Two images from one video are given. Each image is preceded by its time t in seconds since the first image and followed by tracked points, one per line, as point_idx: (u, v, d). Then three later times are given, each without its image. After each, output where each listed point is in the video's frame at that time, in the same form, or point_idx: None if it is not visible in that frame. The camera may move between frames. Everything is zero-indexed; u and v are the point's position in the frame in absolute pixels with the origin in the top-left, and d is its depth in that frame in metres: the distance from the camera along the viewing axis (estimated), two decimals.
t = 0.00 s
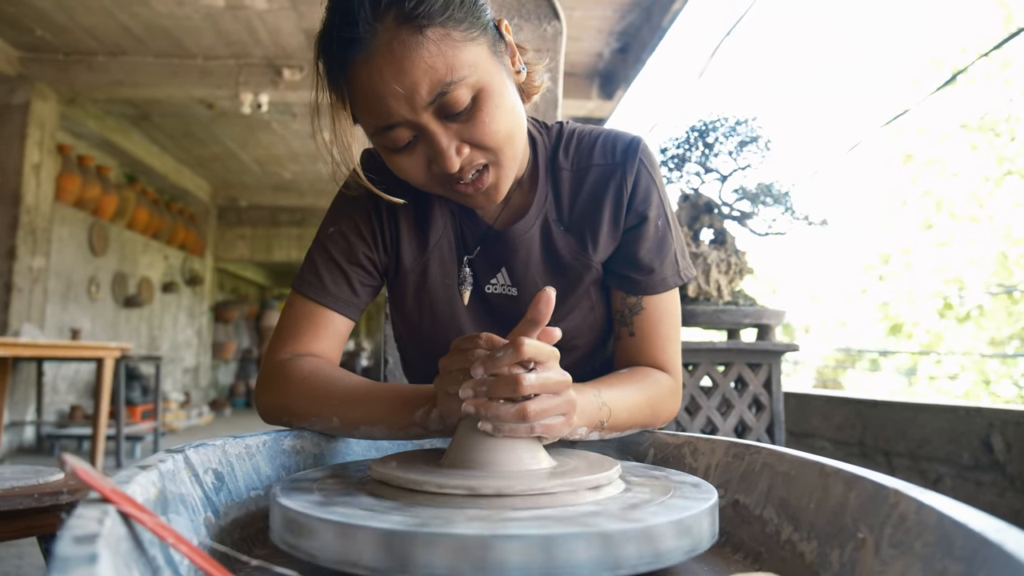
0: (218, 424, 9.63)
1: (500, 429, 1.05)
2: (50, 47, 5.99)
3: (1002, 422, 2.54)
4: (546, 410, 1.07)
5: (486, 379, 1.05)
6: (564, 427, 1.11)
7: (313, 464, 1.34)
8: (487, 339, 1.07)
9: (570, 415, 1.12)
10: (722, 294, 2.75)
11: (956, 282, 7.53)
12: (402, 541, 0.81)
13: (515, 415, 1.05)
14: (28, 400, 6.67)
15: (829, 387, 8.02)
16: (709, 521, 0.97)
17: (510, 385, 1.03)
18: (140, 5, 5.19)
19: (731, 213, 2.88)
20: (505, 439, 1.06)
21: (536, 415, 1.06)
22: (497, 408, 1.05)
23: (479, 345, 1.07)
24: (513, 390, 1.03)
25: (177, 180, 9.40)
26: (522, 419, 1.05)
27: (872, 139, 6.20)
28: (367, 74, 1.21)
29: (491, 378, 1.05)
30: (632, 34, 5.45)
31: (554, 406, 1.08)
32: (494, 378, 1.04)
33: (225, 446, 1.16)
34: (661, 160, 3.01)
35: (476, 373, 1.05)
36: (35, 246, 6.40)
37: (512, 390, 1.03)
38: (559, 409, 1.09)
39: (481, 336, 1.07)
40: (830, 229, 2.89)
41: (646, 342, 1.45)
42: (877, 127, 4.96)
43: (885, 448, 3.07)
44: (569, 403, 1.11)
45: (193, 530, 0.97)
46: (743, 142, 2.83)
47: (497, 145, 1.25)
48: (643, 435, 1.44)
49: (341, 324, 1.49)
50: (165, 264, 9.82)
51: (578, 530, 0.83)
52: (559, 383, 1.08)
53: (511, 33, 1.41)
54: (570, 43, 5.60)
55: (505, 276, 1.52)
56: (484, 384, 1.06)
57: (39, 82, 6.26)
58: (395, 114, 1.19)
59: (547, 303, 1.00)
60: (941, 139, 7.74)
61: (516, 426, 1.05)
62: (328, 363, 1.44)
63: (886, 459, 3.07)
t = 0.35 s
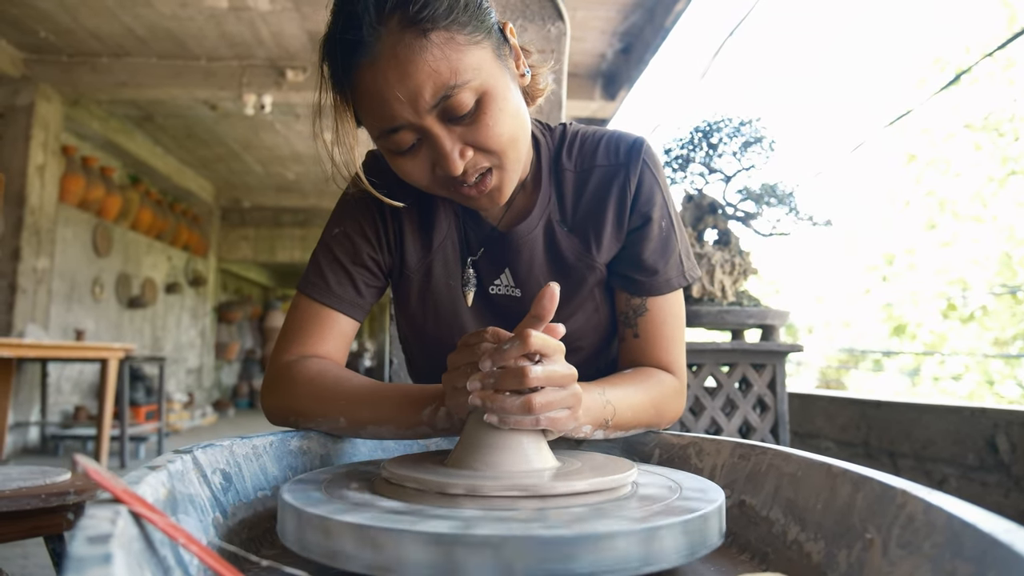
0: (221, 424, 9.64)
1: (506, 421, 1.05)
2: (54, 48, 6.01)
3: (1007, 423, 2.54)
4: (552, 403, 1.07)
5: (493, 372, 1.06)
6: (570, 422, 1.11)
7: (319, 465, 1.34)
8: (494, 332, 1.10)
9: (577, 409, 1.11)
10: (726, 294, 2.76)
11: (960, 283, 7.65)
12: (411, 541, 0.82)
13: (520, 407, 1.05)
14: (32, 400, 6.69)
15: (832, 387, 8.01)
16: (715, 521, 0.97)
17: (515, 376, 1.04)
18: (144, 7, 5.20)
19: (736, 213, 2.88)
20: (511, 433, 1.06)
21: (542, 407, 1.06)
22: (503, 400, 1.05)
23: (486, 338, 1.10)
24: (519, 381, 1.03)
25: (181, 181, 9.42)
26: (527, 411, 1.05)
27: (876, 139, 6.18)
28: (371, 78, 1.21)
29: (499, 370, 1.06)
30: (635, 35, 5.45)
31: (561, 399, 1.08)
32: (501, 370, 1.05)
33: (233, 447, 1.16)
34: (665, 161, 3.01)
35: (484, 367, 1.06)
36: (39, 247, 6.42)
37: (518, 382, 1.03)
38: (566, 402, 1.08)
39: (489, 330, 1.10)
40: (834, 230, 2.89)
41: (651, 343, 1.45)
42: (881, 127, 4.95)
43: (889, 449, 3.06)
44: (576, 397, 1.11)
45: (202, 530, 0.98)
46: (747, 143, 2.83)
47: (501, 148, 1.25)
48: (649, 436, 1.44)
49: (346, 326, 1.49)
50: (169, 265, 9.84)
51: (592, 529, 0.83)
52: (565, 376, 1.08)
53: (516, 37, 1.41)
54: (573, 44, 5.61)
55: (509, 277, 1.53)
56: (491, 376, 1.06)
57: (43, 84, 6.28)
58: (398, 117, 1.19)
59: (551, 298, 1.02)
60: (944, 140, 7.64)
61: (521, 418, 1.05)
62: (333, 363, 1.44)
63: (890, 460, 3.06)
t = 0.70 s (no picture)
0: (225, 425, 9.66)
1: (514, 417, 1.06)
2: (59, 49, 6.03)
3: (1013, 424, 2.53)
4: (558, 399, 1.08)
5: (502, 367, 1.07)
6: (576, 418, 1.12)
7: (327, 466, 1.35)
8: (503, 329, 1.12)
9: (582, 407, 1.12)
10: (731, 295, 2.76)
11: (964, 282, 7.57)
12: (420, 543, 0.82)
13: (526, 402, 1.06)
14: (38, 401, 6.71)
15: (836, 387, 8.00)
16: (722, 524, 0.97)
17: (523, 373, 1.05)
18: (148, 8, 5.22)
19: (740, 214, 2.89)
20: (518, 429, 1.07)
21: (547, 404, 1.07)
22: (511, 397, 1.06)
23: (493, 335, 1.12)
24: (526, 378, 1.05)
25: (185, 182, 9.45)
26: (534, 407, 1.06)
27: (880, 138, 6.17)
28: (372, 81, 1.21)
29: (507, 366, 1.07)
30: (638, 35, 5.45)
31: (567, 396, 1.09)
32: (510, 366, 1.06)
33: (241, 449, 1.17)
34: (670, 162, 3.01)
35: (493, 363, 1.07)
36: (44, 248, 6.44)
37: (525, 377, 1.05)
38: (571, 400, 1.10)
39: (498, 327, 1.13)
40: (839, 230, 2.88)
41: (656, 345, 1.46)
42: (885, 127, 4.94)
43: (895, 449, 3.06)
44: (581, 394, 1.12)
45: (212, 531, 0.98)
46: (751, 144, 2.83)
47: (500, 153, 1.25)
48: (655, 438, 1.44)
49: (352, 329, 1.50)
50: (172, 266, 9.86)
51: (601, 531, 0.84)
52: (571, 373, 1.09)
53: (519, 42, 1.41)
54: (576, 44, 5.61)
55: (513, 279, 1.53)
56: (499, 371, 1.08)
57: (47, 85, 6.30)
58: (398, 121, 1.20)
59: (554, 296, 1.03)
60: (948, 139, 7.61)
61: (527, 415, 1.06)
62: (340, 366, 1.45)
63: (896, 461, 3.06)
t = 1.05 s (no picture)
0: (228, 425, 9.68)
1: (514, 418, 1.06)
2: (61, 51, 6.04)
3: (1015, 425, 2.53)
4: (557, 401, 1.07)
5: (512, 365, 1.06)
6: (576, 422, 1.11)
7: (330, 471, 1.34)
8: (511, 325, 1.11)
9: (583, 409, 1.11)
10: (733, 296, 2.75)
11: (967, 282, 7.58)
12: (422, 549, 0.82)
13: (524, 403, 1.06)
14: (40, 402, 6.72)
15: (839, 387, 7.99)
16: (723, 528, 0.97)
17: (530, 374, 1.05)
18: (150, 9, 5.23)
19: (742, 215, 2.88)
20: (516, 431, 1.07)
21: (545, 405, 1.06)
22: (509, 397, 1.07)
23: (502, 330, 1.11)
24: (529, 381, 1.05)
25: (187, 183, 9.46)
26: (531, 408, 1.06)
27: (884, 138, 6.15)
28: (358, 92, 1.22)
29: (515, 363, 1.06)
30: (640, 35, 5.44)
31: (567, 397, 1.08)
32: (518, 364, 1.06)
33: (243, 452, 1.17)
34: (672, 163, 3.01)
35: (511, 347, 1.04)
36: (47, 249, 6.46)
37: (532, 378, 1.04)
38: (572, 401, 1.09)
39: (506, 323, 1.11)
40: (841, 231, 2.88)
41: (657, 348, 1.46)
42: (887, 127, 4.93)
43: (897, 450, 3.06)
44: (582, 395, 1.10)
45: (214, 536, 0.98)
46: (753, 144, 2.83)
47: (488, 161, 1.24)
48: (657, 440, 1.44)
49: (354, 334, 1.50)
50: (175, 266, 9.86)
51: (602, 537, 0.84)
52: (574, 375, 1.08)
53: (509, 48, 1.40)
54: (578, 45, 5.61)
55: (512, 285, 1.53)
56: (506, 369, 1.07)
57: (50, 86, 6.31)
58: (385, 131, 1.20)
59: (553, 298, 1.04)
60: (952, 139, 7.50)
61: (526, 416, 1.06)
62: (343, 369, 1.46)
63: (898, 462, 3.05)
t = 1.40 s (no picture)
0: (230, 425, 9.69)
1: (510, 413, 1.07)
2: (65, 52, 6.05)
3: (1018, 427, 2.52)
4: (554, 399, 1.07)
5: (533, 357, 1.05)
6: (573, 422, 1.10)
7: (331, 472, 1.34)
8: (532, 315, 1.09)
9: (580, 410, 1.11)
10: (735, 298, 2.75)
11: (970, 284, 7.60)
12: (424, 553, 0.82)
13: (519, 400, 1.07)
14: (43, 402, 6.73)
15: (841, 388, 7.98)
16: (723, 532, 0.97)
17: (552, 367, 1.04)
18: (153, 10, 5.23)
19: (743, 216, 2.88)
20: (511, 427, 1.07)
21: (540, 402, 1.07)
22: (506, 393, 1.08)
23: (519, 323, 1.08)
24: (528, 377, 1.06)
25: (189, 183, 9.47)
26: (526, 405, 1.06)
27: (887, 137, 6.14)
28: (343, 110, 1.23)
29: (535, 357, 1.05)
30: (642, 35, 5.44)
31: (564, 396, 1.08)
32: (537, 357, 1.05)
33: (244, 455, 1.17)
34: (673, 164, 3.01)
35: (551, 334, 1.02)
36: (50, 250, 6.47)
37: (553, 372, 1.04)
38: (570, 401, 1.09)
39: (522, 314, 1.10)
40: (843, 232, 2.87)
41: (657, 351, 1.46)
42: (890, 127, 4.92)
43: (899, 452, 3.06)
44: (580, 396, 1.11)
45: (214, 539, 0.98)
46: (754, 146, 2.83)
47: (477, 169, 1.24)
48: (657, 443, 1.44)
49: (353, 339, 1.51)
50: (178, 266, 9.87)
51: (606, 540, 0.84)
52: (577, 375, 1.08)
53: (492, 53, 1.40)
54: (579, 45, 5.61)
55: (509, 290, 1.53)
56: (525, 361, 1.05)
57: (53, 87, 6.32)
58: (373, 147, 1.20)
59: (561, 298, 1.05)
60: (953, 139, 7.55)
61: (520, 412, 1.06)
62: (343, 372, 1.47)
63: (900, 463, 3.05)
